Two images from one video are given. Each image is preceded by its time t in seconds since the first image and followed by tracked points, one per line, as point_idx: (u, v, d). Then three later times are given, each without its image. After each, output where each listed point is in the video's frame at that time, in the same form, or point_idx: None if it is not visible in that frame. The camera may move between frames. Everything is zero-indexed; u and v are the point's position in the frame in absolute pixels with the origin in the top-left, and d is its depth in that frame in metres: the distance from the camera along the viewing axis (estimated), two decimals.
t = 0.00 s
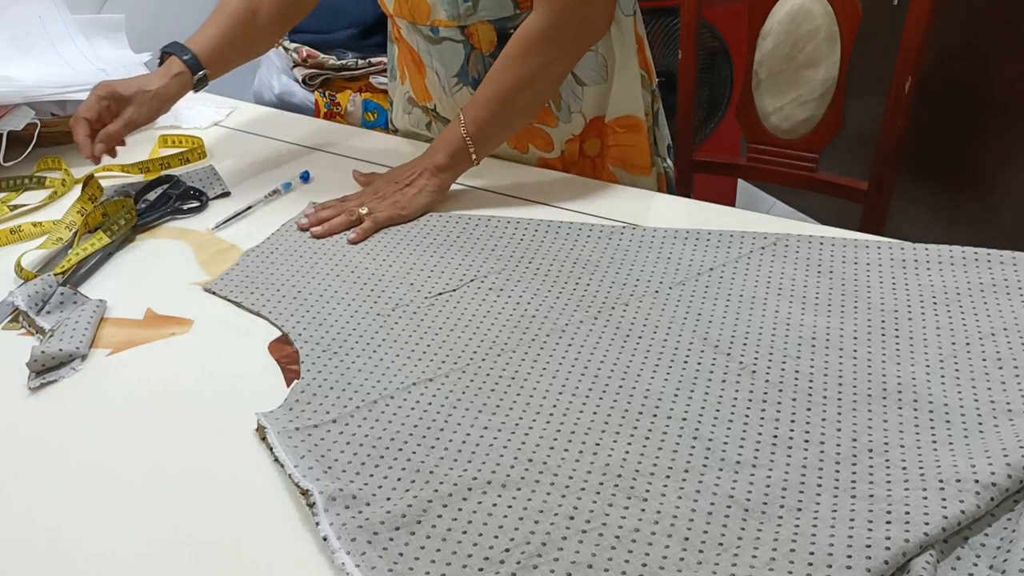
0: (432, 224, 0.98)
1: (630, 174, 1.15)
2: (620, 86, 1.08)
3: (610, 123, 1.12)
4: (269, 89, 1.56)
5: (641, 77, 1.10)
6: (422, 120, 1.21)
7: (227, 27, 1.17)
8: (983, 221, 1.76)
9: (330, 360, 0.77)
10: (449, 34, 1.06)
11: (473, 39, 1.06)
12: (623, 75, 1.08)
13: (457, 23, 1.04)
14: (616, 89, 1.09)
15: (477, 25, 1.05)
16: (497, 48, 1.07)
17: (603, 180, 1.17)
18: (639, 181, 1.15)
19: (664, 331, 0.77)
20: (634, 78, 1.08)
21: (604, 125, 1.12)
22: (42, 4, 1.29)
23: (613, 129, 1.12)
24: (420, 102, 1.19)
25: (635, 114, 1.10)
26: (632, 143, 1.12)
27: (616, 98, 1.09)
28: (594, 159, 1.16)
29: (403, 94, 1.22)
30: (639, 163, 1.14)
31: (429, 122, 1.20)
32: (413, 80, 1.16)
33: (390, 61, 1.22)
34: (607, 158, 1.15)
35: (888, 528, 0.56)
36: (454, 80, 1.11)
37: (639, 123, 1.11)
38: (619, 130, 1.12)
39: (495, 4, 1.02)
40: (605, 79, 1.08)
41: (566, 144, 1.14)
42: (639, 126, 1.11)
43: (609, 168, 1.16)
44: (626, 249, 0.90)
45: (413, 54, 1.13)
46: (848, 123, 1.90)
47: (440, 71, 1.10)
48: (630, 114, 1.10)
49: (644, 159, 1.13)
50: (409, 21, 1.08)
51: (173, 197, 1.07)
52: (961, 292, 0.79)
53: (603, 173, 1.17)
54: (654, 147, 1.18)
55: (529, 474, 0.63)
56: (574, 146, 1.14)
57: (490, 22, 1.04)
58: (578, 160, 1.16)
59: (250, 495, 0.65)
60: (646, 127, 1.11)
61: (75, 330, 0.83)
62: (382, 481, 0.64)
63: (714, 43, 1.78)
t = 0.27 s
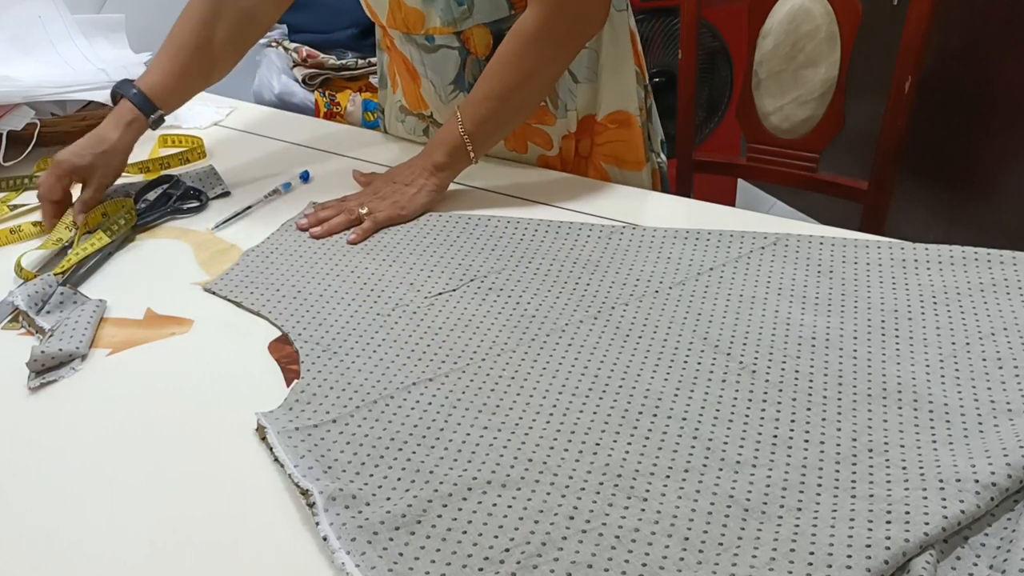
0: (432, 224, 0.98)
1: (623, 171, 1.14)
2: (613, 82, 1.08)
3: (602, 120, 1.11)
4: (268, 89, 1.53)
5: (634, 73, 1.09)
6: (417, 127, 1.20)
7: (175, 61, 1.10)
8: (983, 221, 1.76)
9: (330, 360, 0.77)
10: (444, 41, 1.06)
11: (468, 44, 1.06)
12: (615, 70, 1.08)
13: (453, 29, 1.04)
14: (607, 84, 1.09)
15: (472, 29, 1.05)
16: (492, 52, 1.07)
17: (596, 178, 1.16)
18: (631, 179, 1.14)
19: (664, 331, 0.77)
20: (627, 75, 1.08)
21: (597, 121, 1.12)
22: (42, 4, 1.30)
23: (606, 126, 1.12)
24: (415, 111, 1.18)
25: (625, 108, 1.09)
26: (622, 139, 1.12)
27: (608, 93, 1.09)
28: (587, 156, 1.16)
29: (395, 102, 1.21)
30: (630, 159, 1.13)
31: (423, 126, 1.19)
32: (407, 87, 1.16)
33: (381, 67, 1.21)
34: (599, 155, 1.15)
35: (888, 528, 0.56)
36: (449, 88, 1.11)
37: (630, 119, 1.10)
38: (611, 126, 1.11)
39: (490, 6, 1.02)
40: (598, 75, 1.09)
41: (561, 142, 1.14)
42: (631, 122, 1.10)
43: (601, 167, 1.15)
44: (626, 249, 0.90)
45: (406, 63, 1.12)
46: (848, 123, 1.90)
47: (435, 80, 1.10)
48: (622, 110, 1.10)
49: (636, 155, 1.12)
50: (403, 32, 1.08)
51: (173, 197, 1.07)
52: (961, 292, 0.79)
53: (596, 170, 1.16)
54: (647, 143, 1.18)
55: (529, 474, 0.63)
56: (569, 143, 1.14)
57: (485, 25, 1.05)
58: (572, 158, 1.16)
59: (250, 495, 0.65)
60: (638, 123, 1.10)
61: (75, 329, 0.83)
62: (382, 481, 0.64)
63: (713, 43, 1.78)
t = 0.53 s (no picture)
0: (432, 224, 0.98)
1: (619, 174, 1.15)
2: (608, 86, 1.09)
3: (598, 123, 1.11)
4: (268, 89, 1.53)
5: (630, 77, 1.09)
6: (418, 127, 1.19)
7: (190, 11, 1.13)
8: (982, 221, 1.76)
9: (329, 360, 0.77)
10: (437, 42, 1.06)
11: (461, 45, 1.06)
12: (611, 74, 1.08)
13: (445, 30, 1.04)
14: (602, 88, 1.09)
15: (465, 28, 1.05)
16: (484, 54, 1.07)
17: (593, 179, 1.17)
18: (627, 181, 1.14)
19: (664, 331, 0.77)
20: (623, 79, 1.08)
21: (592, 125, 1.12)
22: (42, 5, 1.30)
23: (601, 129, 1.12)
24: (412, 110, 1.17)
25: (621, 112, 1.10)
26: (619, 142, 1.12)
27: (603, 97, 1.09)
28: (583, 159, 1.16)
29: (393, 103, 1.21)
30: (626, 161, 1.13)
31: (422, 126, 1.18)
32: (403, 88, 1.16)
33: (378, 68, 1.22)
34: (595, 158, 1.15)
35: (888, 528, 0.56)
36: (443, 91, 1.10)
37: (626, 123, 1.10)
38: (606, 129, 1.11)
39: (482, 9, 1.02)
40: (593, 79, 1.09)
41: (556, 144, 1.14)
42: (626, 126, 1.10)
43: (598, 169, 1.16)
44: (626, 249, 0.90)
45: (401, 64, 1.12)
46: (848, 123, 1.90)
47: (429, 81, 1.10)
48: (618, 114, 1.10)
49: (631, 159, 1.13)
50: (398, 31, 1.08)
51: (172, 196, 1.06)
52: (961, 292, 0.79)
53: (592, 172, 1.16)
54: (643, 146, 1.18)
55: (529, 474, 0.63)
56: (564, 146, 1.14)
57: (478, 28, 1.04)
58: (569, 160, 1.16)
59: (250, 495, 0.65)
60: (632, 127, 1.11)
61: (74, 329, 0.83)
62: (382, 480, 0.64)
63: (713, 43, 1.78)
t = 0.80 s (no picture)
0: (432, 224, 0.98)
1: (623, 175, 1.14)
2: (614, 87, 1.09)
3: (603, 124, 1.11)
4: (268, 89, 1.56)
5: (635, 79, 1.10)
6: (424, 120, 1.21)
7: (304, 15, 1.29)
8: (982, 221, 1.76)
9: (330, 360, 0.77)
10: (443, 33, 1.06)
11: (467, 37, 1.06)
12: (618, 75, 1.08)
13: (450, 22, 1.05)
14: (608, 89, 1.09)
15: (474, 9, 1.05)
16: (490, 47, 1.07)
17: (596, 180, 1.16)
18: (632, 183, 1.13)
19: (664, 331, 0.77)
20: (627, 80, 1.08)
21: (597, 126, 1.12)
22: (42, 4, 1.29)
23: (607, 130, 1.12)
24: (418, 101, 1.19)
25: (626, 113, 1.10)
26: (624, 144, 1.11)
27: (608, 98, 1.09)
28: (587, 160, 1.15)
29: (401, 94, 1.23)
30: (631, 164, 1.13)
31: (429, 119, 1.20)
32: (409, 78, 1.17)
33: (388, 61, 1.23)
34: (600, 159, 1.14)
35: (888, 528, 0.56)
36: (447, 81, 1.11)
37: (631, 124, 1.10)
38: (612, 130, 1.11)
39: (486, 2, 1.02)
40: (600, 80, 1.08)
41: (557, 143, 1.14)
42: (632, 128, 1.10)
43: (603, 170, 1.15)
44: (626, 249, 0.90)
45: (408, 53, 1.13)
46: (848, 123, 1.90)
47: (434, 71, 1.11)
48: (624, 115, 1.10)
49: (636, 160, 1.12)
50: (405, 21, 1.09)
51: (172, 197, 1.06)
52: (961, 292, 0.79)
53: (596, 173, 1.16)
54: (649, 149, 1.19)
55: (529, 474, 0.63)
56: (565, 146, 1.14)
57: (483, 21, 1.04)
58: (571, 161, 1.16)
59: (250, 495, 0.65)
60: (638, 129, 1.11)
61: (74, 329, 0.83)
62: (382, 480, 0.64)
63: (713, 44, 1.78)
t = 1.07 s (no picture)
0: (432, 224, 0.98)
1: (629, 175, 1.14)
2: (621, 87, 1.09)
3: (610, 124, 1.11)
4: (268, 88, 1.56)
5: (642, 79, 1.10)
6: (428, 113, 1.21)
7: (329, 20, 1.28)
8: (982, 221, 1.76)
9: (330, 360, 0.77)
10: (450, 24, 1.07)
11: (474, 30, 1.06)
12: (624, 76, 1.08)
13: (457, 14, 1.05)
14: (615, 89, 1.09)
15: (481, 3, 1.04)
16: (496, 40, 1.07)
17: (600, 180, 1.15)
18: (637, 184, 1.13)
19: (664, 331, 0.77)
20: (634, 81, 1.08)
21: (603, 126, 1.12)
22: (42, 4, 1.29)
23: (614, 130, 1.12)
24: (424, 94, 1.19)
25: (634, 114, 1.10)
26: (631, 144, 1.12)
27: (615, 98, 1.09)
28: (591, 160, 1.15)
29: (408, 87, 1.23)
30: (637, 165, 1.13)
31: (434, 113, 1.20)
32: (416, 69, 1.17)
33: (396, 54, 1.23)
34: (605, 159, 1.14)
35: (888, 528, 0.56)
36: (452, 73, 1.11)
37: (639, 125, 1.10)
38: (619, 130, 1.11)
39: None
40: (608, 80, 1.08)
41: (560, 142, 1.13)
42: (639, 128, 1.10)
43: (607, 170, 1.15)
44: (627, 249, 0.90)
45: (415, 43, 1.14)
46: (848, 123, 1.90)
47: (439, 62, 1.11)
48: (631, 116, 1.10)
49: (642, 161, 1.12)
50: (412, 12, 1.09)
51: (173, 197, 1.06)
52: (961, 292, 0.79)
53: (601, 173, 1.15)
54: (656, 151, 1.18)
55: (529, 474, 0.63)
56: (570, 146, 1.13)
57: (489, 14, 1.04)
58: (575, 161, 1.15)
59: (251, 495, 0.65)
60: (646, 131, 1.11)
61: (75, 329, 0.83)
62: (382, 480, 0.64)
63: (713, 43, 1.78)
